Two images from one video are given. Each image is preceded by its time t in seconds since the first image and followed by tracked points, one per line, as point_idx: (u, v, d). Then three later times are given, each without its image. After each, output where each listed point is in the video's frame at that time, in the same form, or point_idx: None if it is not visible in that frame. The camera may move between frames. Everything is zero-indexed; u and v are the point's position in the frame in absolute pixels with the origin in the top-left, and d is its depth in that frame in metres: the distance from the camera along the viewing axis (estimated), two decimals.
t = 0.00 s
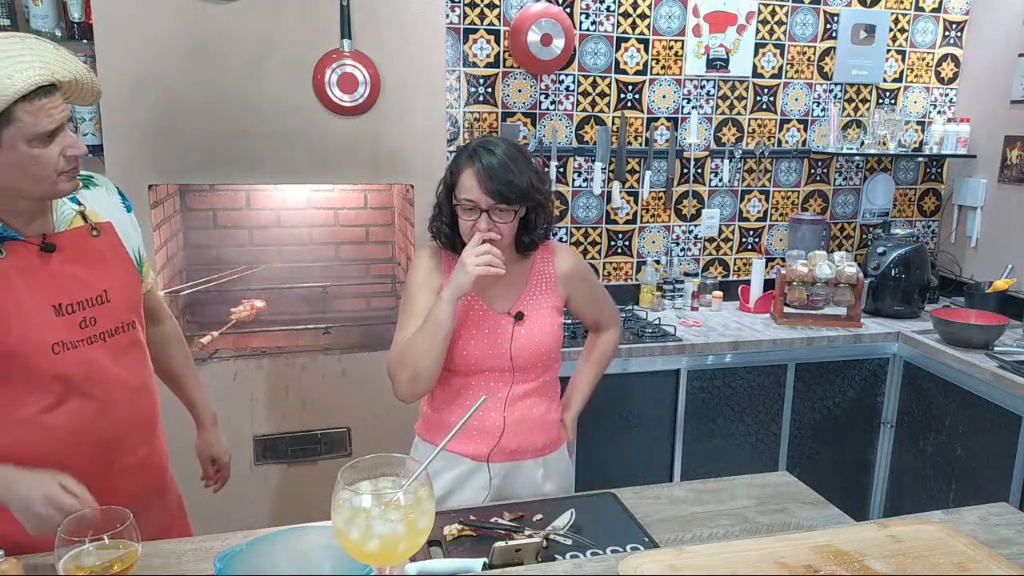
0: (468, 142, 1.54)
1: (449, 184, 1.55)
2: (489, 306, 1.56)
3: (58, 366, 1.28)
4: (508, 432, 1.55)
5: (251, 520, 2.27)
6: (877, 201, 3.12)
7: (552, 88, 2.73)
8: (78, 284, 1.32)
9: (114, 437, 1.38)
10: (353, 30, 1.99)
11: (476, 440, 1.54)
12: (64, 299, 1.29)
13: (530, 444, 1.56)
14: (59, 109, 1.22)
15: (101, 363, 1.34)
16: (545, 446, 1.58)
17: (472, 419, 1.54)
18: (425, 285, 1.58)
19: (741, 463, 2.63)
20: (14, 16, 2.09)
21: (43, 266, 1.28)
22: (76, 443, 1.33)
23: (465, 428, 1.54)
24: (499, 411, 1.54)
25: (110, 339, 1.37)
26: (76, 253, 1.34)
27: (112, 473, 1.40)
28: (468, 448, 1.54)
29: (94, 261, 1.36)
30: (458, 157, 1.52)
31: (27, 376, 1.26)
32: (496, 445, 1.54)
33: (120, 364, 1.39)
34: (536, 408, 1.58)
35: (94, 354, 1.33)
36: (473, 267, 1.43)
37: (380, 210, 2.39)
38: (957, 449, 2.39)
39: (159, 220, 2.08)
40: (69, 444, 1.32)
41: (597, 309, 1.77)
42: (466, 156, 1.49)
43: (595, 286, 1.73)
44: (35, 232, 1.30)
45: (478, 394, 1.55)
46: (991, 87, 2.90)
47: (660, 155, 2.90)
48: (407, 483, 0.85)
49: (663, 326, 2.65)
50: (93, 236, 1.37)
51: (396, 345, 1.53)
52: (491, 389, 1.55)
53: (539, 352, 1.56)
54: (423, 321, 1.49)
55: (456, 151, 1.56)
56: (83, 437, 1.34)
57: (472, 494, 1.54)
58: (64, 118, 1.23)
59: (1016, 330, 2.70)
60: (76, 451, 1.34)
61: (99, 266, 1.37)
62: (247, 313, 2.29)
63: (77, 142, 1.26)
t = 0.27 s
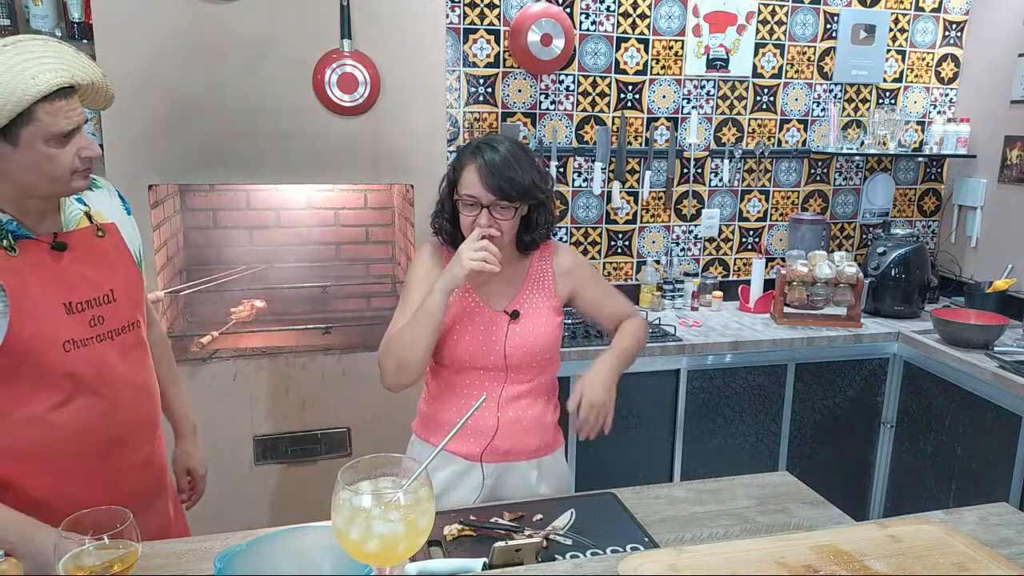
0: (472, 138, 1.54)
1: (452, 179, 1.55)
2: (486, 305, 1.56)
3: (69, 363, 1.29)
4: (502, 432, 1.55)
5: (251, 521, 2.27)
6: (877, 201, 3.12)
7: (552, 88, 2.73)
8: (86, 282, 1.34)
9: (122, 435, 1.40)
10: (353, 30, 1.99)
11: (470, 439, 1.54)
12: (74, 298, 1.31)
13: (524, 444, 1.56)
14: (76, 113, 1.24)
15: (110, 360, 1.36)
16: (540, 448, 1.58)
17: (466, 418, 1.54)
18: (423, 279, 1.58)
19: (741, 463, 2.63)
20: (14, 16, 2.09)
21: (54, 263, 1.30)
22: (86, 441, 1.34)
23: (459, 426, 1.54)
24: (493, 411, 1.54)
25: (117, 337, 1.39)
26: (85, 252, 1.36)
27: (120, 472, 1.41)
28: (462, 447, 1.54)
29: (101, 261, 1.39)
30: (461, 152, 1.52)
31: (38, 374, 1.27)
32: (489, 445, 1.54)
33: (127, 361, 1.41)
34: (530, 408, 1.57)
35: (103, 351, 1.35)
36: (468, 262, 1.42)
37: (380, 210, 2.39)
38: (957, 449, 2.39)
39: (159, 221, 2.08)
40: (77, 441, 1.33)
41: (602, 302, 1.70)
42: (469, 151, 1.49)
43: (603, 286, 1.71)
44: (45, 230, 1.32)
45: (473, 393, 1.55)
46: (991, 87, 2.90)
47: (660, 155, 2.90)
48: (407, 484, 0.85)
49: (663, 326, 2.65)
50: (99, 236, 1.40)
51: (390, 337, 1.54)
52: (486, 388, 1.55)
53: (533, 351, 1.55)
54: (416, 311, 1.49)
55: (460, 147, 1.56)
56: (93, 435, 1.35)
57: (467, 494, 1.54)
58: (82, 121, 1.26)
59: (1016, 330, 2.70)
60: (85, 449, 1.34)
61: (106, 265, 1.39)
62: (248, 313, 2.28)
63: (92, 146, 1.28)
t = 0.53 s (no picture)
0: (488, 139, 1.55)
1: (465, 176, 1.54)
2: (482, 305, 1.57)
3: (70, 362, 1.29)
4: (496, 433, 1.55)
5: (251, 521, 2.27)
6: (877, 201, 3.12)
7: (552, 88, 2.73)
8: (90, 280, 1.34)
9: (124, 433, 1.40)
10: (353, 30, 1.99)
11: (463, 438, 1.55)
12: (78, 296, 1.31)
13: (518, 446, 1.55)
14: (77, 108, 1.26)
15: (113, 358, 1.36)
16: (535, 450, 1.57)
17: (460, 417, 1.55)
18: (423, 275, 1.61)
19: (741, 463, 2.63)
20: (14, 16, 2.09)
21: (59, 261, 1.31)
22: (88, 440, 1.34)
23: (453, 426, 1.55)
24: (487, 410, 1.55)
25: (121, 335, 1.39)
26: (89, 250, 1.36)
27: (123, 470, 1.41)
28: (456, 447, 1.55)
29: (104, 259, 1.39)
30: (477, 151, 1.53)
31: (39, 374, 1.26)
32: (483, 445, 1.54)
33: (129, 359, 1.41)
34: (525, 409, 1.56)
35: (106, 349, 1.35)
36: (464, 281, 1.38)
37: (380, 210, 2.38)
38: (957, 449, 2.39)
39: (159, 221, 2.08)
40: (80, 440, 1.33)
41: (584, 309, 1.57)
42: (487, 149, 1.49)
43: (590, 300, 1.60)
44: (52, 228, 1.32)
45: (468, 392, 1.56)
46: (991, 87, 2.90)
47: (660, 155, 2.90)
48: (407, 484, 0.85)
49: (663, 326, 2.65)
50: (104, 235, 1.40)
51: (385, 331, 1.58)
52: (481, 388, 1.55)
53: (525, 353, 1.55)
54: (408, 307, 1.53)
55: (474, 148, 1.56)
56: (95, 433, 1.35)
57: (463, 494, 1.54)
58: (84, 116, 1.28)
59: (1016, 330, 2.70)
60: (88, 449, 1.34)
61: (109, 264, 1.39)
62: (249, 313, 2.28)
63: (76, 149, 1.26)
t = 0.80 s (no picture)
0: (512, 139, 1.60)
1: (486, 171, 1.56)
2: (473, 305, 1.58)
3: (77, 358, 1.30)
4: (485, 433, 1.54)
5: (251, 521, 2.27)
6: (877, 201, 3.12)
7: (552, 88, 2.73)
8: (108, 278, 1.35)
9: (132, 432, 1.39)
10: (353, 30, 1.99)
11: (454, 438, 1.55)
12: (95, 292, 1.32)
13: (508, 446, 1.54)
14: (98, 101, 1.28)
15: (126, 356, 1.36)
16: (526, 452, 1.56)
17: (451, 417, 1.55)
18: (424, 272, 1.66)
19: (741, 463, 2.63)
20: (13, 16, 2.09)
21: (79, 257, 1.32)
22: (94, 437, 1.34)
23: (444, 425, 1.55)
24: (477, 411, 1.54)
25: (139, 333, 1.39)
26: (110, 249, 1.37)
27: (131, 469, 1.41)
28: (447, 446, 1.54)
29: (125, 258, 1.39)
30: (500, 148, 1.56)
31: (48, 370, 1.28)
32: (473, 445, 1.54)
33: (146, 359, 1.41)
34: (517, 410, 1.56)
35: (118, 347, 1.35)
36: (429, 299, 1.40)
37: (380, 210, 2.38)
38: (957, 449, 2.39)
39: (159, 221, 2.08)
40: (85, 438, 1.33)
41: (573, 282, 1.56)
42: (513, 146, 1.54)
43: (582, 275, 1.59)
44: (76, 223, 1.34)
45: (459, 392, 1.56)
46: (990, 87, 2.90)
47: (660, 155, 2.90)
48: (407, 484, 0.85)
49: (662, 326, 2.65)
50: (127, 234, 1.40)
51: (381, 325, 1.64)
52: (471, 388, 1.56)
53: (515, 352, 1.54)
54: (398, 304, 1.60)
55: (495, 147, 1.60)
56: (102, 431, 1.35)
57: (453, 494, 1.53)
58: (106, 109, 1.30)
59: (1016, 330, 2.70)
60: (95, 445, 1.35)
61: (130, 264, 1.39)
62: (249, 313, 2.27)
63: (95, 133, 1.27)
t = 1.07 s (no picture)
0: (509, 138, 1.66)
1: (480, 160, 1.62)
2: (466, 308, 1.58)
3: (117, 348, 1.31)
4: (479, 436, 1.54)
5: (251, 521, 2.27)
6: (877, 201, 3.12)
7: (552, 88, 2.73)
8: (151, 272, 1.35)
9: (169, 426, 1.39)
10: (353, 30, 1.99)
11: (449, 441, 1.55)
12: (139, 285, 1.33)
13: (504, 448, 1.54)
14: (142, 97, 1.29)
15: (165, 350, 1.37)
16: (522, 455, 1.55)
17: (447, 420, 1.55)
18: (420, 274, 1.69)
19: (740, 463, 2.63)
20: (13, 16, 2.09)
21: (123, 251, 1.32)
22: (130, 429, 1.35)
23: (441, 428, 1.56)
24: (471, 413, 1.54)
25: (182, 328, 1.39)
26: (156, 244, 1.36)
27: (167, 463, 1.41)
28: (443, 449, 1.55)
29: (170, 253, 1.38)
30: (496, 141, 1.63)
31: (88, 360, 1.29)
32: (468, 448, 1.54)
33: (190, 354, 1.40)
34: (512, 412, 1.55)
35: (157, 341, 1.36)
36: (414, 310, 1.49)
37: (379, 210, 2.38)
38: (957, 449, 2.39)
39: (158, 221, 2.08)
40: (122, 430, 1.34)
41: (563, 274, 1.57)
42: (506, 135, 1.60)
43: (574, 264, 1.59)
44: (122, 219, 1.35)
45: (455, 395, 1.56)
46: (990, 87, 2.90)
47: (660, 155, 2.90)
48: (407, 484, 0.85)
49: (662, 326, 2.65)
50: (173, 231, 1.39)
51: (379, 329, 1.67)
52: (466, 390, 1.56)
53: (508, 355, 1.54)
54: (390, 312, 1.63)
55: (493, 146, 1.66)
56: (138, 423, 1.35)
57: (447, 495, 1.54)
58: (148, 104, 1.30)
59: (1016, 330, 2.70)
60: (131, 437, 1.35)
61: (176, 259, 1.39)
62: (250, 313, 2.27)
63: (143, 127, 1.28)
